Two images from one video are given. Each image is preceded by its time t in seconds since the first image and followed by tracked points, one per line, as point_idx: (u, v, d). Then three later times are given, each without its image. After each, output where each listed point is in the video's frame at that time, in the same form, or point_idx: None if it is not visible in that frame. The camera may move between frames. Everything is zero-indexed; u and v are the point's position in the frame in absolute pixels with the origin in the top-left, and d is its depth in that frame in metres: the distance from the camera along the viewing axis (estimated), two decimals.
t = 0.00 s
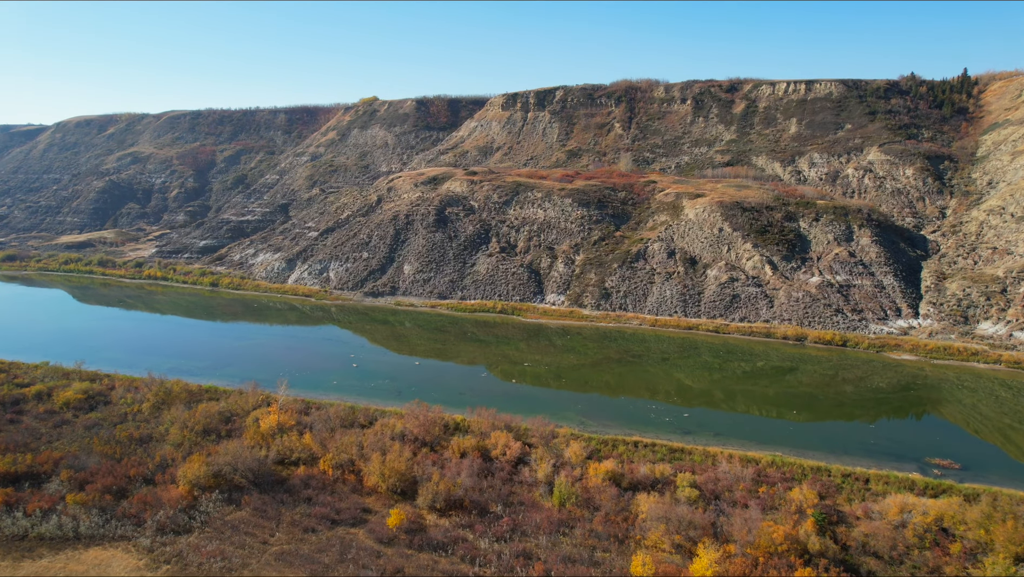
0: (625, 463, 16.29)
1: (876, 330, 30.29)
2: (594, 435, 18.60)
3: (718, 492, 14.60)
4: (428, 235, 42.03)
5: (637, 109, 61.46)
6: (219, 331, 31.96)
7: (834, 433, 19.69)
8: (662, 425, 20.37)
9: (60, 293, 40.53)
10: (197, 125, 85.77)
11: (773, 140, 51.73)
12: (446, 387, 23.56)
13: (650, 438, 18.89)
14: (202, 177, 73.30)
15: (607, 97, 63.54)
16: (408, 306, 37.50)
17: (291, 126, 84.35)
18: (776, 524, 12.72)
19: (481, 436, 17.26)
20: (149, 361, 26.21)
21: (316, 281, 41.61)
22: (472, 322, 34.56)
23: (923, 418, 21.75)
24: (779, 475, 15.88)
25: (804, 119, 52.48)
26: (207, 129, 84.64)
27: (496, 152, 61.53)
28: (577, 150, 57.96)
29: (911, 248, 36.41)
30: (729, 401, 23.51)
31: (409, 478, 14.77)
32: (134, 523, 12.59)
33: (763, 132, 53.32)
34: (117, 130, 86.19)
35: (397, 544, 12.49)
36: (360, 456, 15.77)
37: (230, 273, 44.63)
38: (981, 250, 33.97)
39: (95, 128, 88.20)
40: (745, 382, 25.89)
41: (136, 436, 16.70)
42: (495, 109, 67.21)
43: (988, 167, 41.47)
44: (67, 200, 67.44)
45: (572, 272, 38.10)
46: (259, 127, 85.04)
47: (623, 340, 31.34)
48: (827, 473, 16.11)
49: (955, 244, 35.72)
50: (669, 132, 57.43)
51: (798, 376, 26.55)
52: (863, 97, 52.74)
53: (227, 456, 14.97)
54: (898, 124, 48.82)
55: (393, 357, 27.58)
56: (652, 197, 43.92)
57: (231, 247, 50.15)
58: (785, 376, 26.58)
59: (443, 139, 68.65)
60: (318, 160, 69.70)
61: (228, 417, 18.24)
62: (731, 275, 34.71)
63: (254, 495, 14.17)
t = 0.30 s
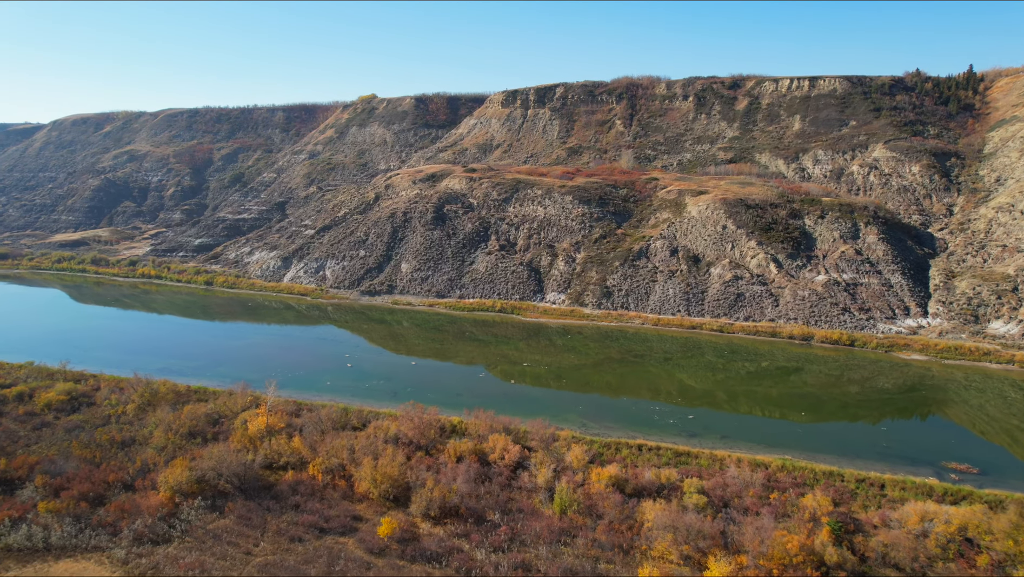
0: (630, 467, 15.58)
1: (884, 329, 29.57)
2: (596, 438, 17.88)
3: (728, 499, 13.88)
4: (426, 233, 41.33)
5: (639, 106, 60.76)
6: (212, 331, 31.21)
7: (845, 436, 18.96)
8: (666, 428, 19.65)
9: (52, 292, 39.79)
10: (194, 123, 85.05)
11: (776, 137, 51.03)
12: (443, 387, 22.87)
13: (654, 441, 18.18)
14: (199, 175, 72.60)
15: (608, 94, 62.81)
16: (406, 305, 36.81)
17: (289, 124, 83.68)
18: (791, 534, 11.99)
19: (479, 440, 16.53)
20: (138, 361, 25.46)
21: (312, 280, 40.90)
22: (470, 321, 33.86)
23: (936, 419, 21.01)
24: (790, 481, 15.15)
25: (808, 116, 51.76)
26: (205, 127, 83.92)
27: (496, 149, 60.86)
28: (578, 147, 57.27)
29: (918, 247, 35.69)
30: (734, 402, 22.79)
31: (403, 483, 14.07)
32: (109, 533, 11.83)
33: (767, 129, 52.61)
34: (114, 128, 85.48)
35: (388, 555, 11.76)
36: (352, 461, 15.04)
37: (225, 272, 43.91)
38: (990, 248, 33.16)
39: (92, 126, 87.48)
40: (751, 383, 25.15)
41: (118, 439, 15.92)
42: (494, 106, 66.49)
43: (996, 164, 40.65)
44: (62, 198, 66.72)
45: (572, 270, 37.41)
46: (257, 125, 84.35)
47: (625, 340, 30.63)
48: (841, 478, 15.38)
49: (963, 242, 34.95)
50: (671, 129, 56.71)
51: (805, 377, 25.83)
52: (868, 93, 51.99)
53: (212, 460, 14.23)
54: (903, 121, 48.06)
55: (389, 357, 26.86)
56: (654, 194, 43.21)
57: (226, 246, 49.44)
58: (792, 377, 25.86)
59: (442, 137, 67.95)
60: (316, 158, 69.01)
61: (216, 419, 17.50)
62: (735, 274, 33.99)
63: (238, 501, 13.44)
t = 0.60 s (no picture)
0: (634, 474, 14.86)
1: (893, 329, 28.84)
2: (598, 442, 17.16)
3: (738, 509, 13.15)
4: (424, 231, 40.61)
5: (640, 103, 60.02)
6: (204, 330, 30.48)
7: (857, 440, 18.25)
8: (671, 431, 18.93)
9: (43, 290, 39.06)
10: (191, 121, 84.32)
11: (780, 134, 50.32)
12: (439, 389, 22.15)
13: (658, 446, 17.45)
14: (196, 174, 71.90)
15: (609, 91, 62.08)
16: (403, 304, 36.10)
17: (286, 122, 82.95)
18: (806, 546, 11.27)
19: (476, 445, 15.80)
20: (127, 362, 24.72)
21: (307, 279, 40.18)
22: (469, 321, 33.13)
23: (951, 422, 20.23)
24: (803, 488, 14.41)
25: (812, 112, 51.05)
26: (202, 125, 83.21)
27: (495, 147, 60.14)
28: (578, 145, 56.54)
29: (926, 245, 34.96)
30: (740, 404, 22.07)
31: (395, 492, 13.35)
32: (80, 546, 11.06)
33: (770, 126, 51.91)
34: (110, 126, 84.73)
35: (378, 569, 11.02)
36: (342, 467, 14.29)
37: (219, 271, 43.15)
38: (1000, 246, 32.39)
39: (88, 124, 86.75)
40: (757, 384, 24.44)
41: (98, 443, 15.17)
42: (494, 104, 65.77)
43: (1004, 160, 39.83)
44: (57, 196, 66.00)
45: (573, 269, 36.69)
46: (254, 123, 83.64)
47: (627, 340, 29.92)
48: (856, 485, 14.64)
49: (972, 239, 34.17)
50: (673, 126, 56.00)
51: (813, 378, 25.10)
52: (873, 90, 51.25)
53: (194, 467, 13.48)
54: (909, 117, 47.30)
55: (385, 357, 26.14)
56: (656, 191, 42.48)
57: (222, 244, 48.75)
58: (799, 378, 25.14)
59: (441, 135, 67.28)
60: (313, 156, 68.31)
61: (203, 423, 16.79)
62: (739, 272, 33.27)
63: (221, 510, 12.70)
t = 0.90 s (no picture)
0: (639, 484, 14.15)
1: (902, 330, 28.09)
2: (600, 449, 16.43)
3: (750, 522, 12.43)
4: (421, 229, 39.87)
5: (641, 100, 59.29)
6: (195, 331, 29.74)
7: (870, 447, 17.52)
8: (675, 437, 18.19)
9: (33, 290, 38.27)
10: (188, 119, 83.55)
11: (784, 132, 49.59)
12: (435, 392, 21.42)
13: (663, 453, 16.73)
14: (192, 172, 71.15)
15: (610, 88, 61.33)
16: (400, 305, 35.35)
17: (284, 120, 82.22)
18: (825, 564, 10.52)
19: (472, 454, 15.09)
20: (114, 364, 23.98)
21: (303, 278, 39.44)
22: (468, 321, 32.40)
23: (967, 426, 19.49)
24: (818, 499, 13.68)
25: (816, 110, 50.29)
26: (199, 123, 82.44)
27: (495, 145, 59.40)
28: (579, 143, 55.81)
29: (934, 244, 34.20)
30: (747, 407, 21.33)
31: (387, 504, 12.63)
32: (47, 563, 10.28)
33: (773, 123, 51.19)
34: (107, 125, 83.95)
35: None
36: (331, 477, 13.55)
37: (213, 270, 42.39)
38: (1011, 244, 31.58)
39: (84, 123, 86.00)
40: (763, 386, 23.72)
41: (75, 451, 14.40)
42: (494, 101, 65.01)
43: (1013, 157, 39.00)
44: (51, 195, 65.21)
45: (574, 268, 35.95)
46: (251, 121, 82.89)
47: (629, 341, 29.21)
48: (872, 496, 13.90)
49: (982, 238, 33.38)
50: (675, 123, 55.27)
51: (821, 380, 24.37)
52: (878, 87, 50.48)
53: (174, 477, 12.72)
54: (915, 114, 46.52)
55: (380, 359, 25.41)
56: (658, 190, 41.73)
57: (217, 243, 48.00)
58: (806, 380, 24.40)
59: (439, 133, 66.56)
60: (311, 154, 67.56)
61: (188, 430, 16.04)
62: (744, 272, 32.51)
63: (201, 524, 11.94)
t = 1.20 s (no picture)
0: (644, 498, 13.44)
1: (913, 333, 27.33)
2: (603, 460, 15.70)
3: (764, 541, 11.69)
4: (419, 229, 39.13)
5: (643, 98, 58.54)
6: (186, 333, 28.99)
7: (884, 457, 16.80)
8: (682, 446, 17.48)
9: (22, 290, 37.48)
10: (185, 118, 82.78)
11: (787, 130, 48.85)
12: (432, 398, 20.70)
13: (669, 464, 16.03)
14: (189, 172, 70.40)
15: (611, 86, 60.59)
16: (397, 306, 34.63)
17: (282, 119, 81.49)
18: None
19: (468, 466, 14.36)
20: (100, 367, 23.21)
21: (298, 279, 38.70)
22: (466, 323, 31.66)
23: (984, 434, 18.72)
24: (835, 514, 12.92)
25: (821, 108, 49.52)
26: (196, 122, 81.68)
27: (494, 144, 58.66)
28: (579, 142, 55.06)
29: (943, 244, 33.41)
30: (753, 411, 20.61)
31: (377, 521, 11.90)
32: None
33: (777, 122, 50.47)
34: (103, 124, 83.20)
35: None
36: (319, 492, 12.79)
37: (207, 271, 41.64)
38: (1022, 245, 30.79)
39: (80, 122, 85.22)
40: (770, 390, 22.98)
41: (49, 463, 13.60)
42: (493, 99, 64.24)
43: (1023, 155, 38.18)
44: (46, 194, 64.47)
45: (574, 269, 35.20)
46: (249, 120, 82.13)
47: (632, 344, 28.48)
48: (891, 510, 13.19)
49: (992, 238, 32.58)
50: (677, 122, 54.52)
51: (829, 383, 23.64)
52: (883, 84, 49.70)
53: (152, 492, 11.94)
54: (921, 112, 45.74)
55: (375, 362, 24.69)
56: (660, 189, 40.99)
57: (212, 243, 47.25)
58: (814, 384, 23.65)
59: (438, 131, 65.80)
60: (309, 153, 66.82)
61: (171, 440, 15.29)
62: (749, 272, 31.76)
63: (179, 543, 11.18)
